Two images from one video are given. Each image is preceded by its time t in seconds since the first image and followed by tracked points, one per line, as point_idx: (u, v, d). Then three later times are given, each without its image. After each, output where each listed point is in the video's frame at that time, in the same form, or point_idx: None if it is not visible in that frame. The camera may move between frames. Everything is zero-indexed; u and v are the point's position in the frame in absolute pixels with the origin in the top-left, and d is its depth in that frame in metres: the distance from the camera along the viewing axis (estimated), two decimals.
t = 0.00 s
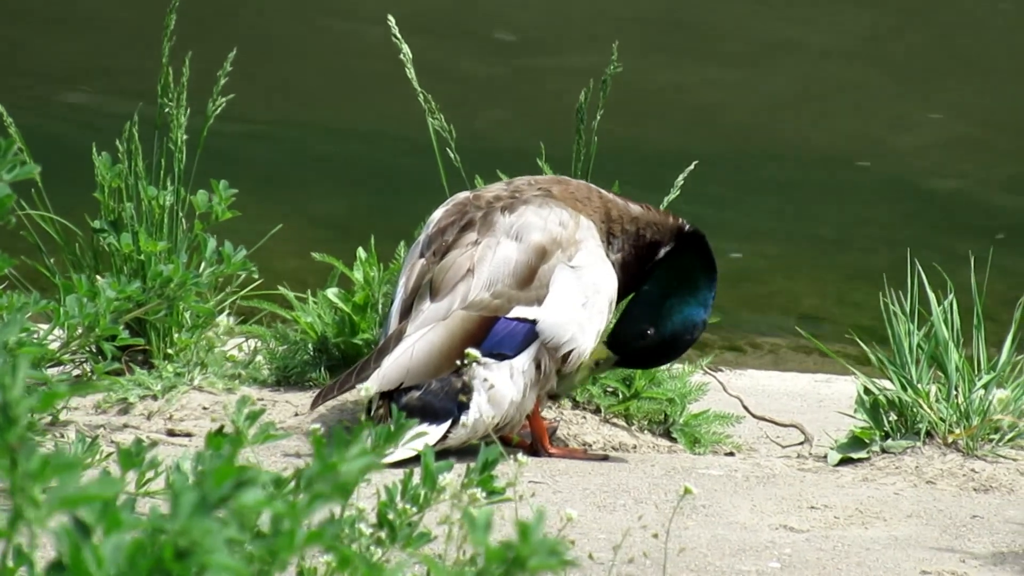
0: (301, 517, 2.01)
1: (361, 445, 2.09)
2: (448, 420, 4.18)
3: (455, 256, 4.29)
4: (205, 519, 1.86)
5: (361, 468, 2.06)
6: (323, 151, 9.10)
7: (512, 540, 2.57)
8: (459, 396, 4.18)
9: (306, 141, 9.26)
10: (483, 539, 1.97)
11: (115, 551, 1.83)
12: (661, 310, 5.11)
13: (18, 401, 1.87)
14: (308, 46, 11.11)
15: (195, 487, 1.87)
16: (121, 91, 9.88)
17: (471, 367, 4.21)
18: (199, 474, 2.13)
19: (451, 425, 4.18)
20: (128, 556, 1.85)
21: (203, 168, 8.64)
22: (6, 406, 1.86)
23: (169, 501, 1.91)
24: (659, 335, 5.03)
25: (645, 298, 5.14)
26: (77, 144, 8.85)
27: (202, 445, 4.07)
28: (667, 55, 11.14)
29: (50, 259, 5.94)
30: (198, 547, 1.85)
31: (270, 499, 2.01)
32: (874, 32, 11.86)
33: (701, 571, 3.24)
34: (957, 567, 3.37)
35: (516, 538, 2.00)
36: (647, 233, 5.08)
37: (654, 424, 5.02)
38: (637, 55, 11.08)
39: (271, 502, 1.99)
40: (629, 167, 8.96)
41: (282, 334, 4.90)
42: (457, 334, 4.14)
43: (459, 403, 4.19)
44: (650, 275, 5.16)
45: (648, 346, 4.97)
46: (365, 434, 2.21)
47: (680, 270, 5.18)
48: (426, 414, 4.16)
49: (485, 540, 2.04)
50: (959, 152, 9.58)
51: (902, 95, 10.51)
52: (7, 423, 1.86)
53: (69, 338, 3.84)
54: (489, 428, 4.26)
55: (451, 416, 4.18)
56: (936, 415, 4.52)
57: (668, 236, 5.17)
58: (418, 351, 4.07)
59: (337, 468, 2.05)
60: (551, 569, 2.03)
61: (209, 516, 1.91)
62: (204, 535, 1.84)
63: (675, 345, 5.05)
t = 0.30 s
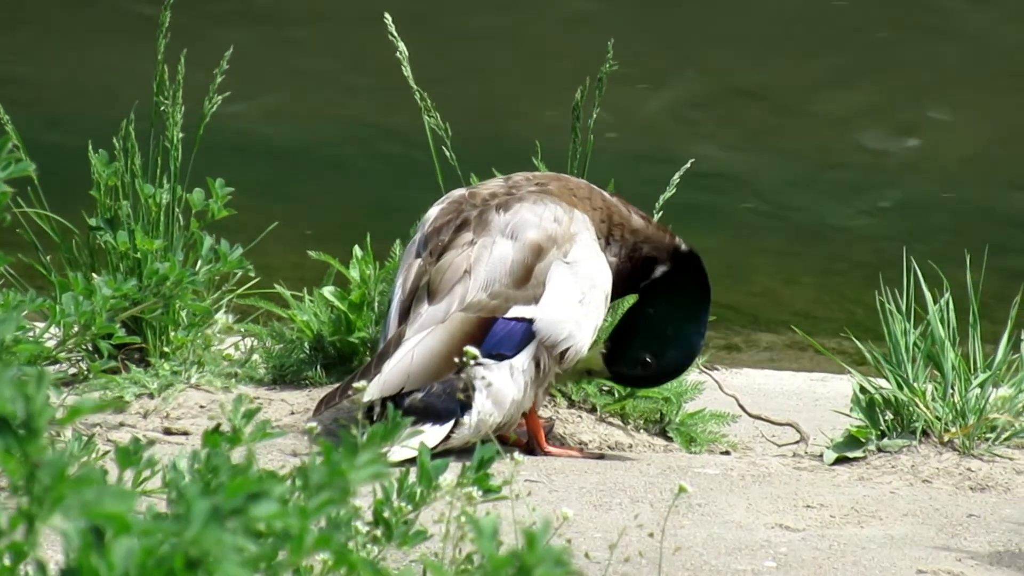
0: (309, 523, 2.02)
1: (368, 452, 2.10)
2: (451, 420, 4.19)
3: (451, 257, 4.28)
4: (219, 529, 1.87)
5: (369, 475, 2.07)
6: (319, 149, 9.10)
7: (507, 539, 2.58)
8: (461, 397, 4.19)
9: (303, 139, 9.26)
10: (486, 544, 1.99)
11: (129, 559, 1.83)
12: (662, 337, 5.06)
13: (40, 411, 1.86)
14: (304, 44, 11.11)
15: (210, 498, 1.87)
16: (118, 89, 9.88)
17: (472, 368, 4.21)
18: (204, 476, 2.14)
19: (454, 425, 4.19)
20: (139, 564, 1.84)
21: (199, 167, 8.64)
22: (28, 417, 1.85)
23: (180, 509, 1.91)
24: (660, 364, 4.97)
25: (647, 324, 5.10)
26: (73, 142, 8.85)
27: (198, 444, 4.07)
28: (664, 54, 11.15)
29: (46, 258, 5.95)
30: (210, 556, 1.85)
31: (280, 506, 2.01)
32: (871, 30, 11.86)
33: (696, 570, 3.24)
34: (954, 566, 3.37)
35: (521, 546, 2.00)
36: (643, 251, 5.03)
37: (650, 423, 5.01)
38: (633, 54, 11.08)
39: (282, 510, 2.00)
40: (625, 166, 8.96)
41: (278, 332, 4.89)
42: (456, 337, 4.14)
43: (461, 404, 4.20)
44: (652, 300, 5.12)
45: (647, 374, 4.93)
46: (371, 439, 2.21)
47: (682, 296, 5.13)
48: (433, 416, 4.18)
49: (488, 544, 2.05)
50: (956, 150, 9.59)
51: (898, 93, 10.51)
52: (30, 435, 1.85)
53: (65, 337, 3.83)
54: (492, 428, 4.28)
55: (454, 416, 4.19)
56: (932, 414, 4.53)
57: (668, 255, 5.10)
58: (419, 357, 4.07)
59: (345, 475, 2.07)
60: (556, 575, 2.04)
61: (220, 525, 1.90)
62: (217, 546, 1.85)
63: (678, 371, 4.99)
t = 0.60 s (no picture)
0: (300, 516, 2.01)
1: (362, 443, 2.08)
2: (454, 417, 4.17)
3: (452, 257, 4.29)
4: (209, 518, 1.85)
5: (362, 466, 2.05)
6: (319, 146, 9.10)
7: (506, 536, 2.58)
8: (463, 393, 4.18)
9: (303, 135, 9.26)
10: (481, 537, 1.98)
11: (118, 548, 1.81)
12: (662, 342, 5.01)
13: (22, 400, 1.86)
14: (304, 41, 11.12)
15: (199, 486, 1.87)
16: (118, 86, 9.89)
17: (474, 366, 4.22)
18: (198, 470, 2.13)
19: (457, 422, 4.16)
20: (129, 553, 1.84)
21: (198, 164, 8.64)
22: (11, 406, 1.86)
23: (171, 500, 1.90)
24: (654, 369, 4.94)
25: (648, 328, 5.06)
26: (72, 139, 8.85)
27: (197, 440, 4.07)
28: (663, 50, 11.15)
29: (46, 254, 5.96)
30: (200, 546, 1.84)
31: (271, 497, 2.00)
32: (871, 26, 11.84)
33: (695, 565, 3.24)
34: (953, 562, 3.38)
35: (515, 537, 2.00)
36: (654, 255, 5.04)
37: (649, 419, 5.04)
38: (632, 50, 11.08)
39: (273, 501, 1.98)
40: (625, 162, 8.96)
41: (278, 329, 4.90)
42: (458, 337, 4.15)
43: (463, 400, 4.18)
44: (657, 306, 5.10)
45: (640, 379, 4.92)
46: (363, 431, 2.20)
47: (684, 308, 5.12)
48: (434, 414, 4.15)
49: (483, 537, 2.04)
50: (956, 146, 9.59)
51: (898, 89, 10.51)
52: (12, 423, 1.86)
53: (65, 334, 3.83)
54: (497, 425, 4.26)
55: (456, 413, 4.17)
56: (932, 410, 4.53)
57: (676, 267, 5.15)
58: (420, 356, 4.07)
59: (338, 467, 2.05)
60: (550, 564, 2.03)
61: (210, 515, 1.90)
62: (207, 535, 1.83)
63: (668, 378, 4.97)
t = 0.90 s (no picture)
0: (299, 511, 2.00)
1: (361, 437, 2.06)
2: (451, 411, 4.19)
3: (448, 250, 4.29)
4: (204, 513, 1.85)
5: (360, 460, 2.04)
6: (315, 138, 9.10)
7: (503, 528, 2.58)
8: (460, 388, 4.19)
9: (299, 128, 9.26)
10: (478, 531, 1.97)
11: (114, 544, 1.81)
12: (662, 340, 5.07)
13: (21, 396, 1.87)
14: (301, 34, 11.11)
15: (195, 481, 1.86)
16: (114, 79, 9.88)
17: (469, 359, 4.23)
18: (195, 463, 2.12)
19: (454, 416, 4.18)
20: (127, 549, 1.83)
21: (194, 156, 8.63)
22: (9, 402, 1.87)
23: (167, 495, 1.89)
24: (652, 366, 4.94)
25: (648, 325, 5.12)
26: (68, 132, 8.84)
27: (194, 433, 4.07)
28: (660, 42, 11.15)
29: (43, 247, 5.96)
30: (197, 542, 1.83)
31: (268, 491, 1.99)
32: (868, 18, 11.83)
33: (692, 557, 3.24)
34: (949, 553, 3.38)
35: (512, 532, 1.98)
36: (654, 247, 5.06)
37: (646, 411, 5.04)
38: (629, 42, 11.08)
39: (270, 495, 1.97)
40: (622, 155, 8.96)
41: (274, 322, 4.90)
42: (455, 330, 4.15)
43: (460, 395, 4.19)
44: (658, 304, 5.16)
45: (637, 376, 4.91)
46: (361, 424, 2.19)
47: (686, 312, 5.18)
48: (429, 408, 4.16)
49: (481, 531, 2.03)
50: (952, 137, 9.59)
51: (895, 81, 10.50)
52: (10, 419, 1.87)
53: (61, 327, 3.84)
54: (495, 419, 4.28)
55: (453, 407, 4.19)
56: (928, 402, 4.53)
57: (674, 260, 5.18)
58: (416, 350, 4.07)
59: (336, 461, 2.04)
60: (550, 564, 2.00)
61: (208, 510, 1.90)
62: (204, 529, 1.82)
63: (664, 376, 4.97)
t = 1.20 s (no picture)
0: (293, 505, 2.00)
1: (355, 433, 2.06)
2: (446, 408, 4.17)
3: (444, 246, 4.29)
4: (200, 508, 1.85)
5: (354, 455, 2.03)
6: (312, 132, 9.10)
7: (498, 522, 2.57)
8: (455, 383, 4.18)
9: (295, 121, 9.26)
10: (474, 525, 1.96)
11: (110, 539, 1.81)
12: (650, 326, 4.98)
13: (15, 389, 1.84)
14: (297, 27, 11.11)
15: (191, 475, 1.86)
16: (110, 72, 9.87)
17: (464, 356, 4.24)
18: (190, 457, 2.12)
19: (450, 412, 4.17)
20: (122, 544, 1.83)
21: (191, 150, 8.63)
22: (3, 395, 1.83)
23: (163, 489, 1.89)
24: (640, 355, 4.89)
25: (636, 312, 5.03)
26: (64, 125, 8.84)
27: (190, 427, 4.08)
28: (656, 35, 11.14)
29: (38, 240, 5.97)
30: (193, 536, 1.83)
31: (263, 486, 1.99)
32: (865, 12, 11.84)
33: (688, 551, 3.25)
34: (944, 547, 3.38)
35: (508, 526, 1.98)
36: (654, 245, 5.10)
37: (642, 405, 5.05)
38: (626, 36, 11.08)
39: (265, 490, 1.97)
40: (618, 148, 8.95)
41: (270, 316, 4.90)
42: (450, 326, 4.15)
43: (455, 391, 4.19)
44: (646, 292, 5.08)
45: (628, 363, 4.86)
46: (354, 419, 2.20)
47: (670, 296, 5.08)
48: (424, 405, 4.15)
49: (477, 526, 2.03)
50: (948, 131, 9.60)
51: (892, 76, 10.50)
52: (5, 413, 1.84)
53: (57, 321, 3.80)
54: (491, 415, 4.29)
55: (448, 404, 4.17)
56: (924, 396, 4.53)
57: (673, 260, 5.20)
58: (411, 347, 4.07)
59: (330, 456, 2.04)
60: (545, 557, 2.00)
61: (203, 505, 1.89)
62: (199, 524, 1.82)
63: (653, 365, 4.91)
